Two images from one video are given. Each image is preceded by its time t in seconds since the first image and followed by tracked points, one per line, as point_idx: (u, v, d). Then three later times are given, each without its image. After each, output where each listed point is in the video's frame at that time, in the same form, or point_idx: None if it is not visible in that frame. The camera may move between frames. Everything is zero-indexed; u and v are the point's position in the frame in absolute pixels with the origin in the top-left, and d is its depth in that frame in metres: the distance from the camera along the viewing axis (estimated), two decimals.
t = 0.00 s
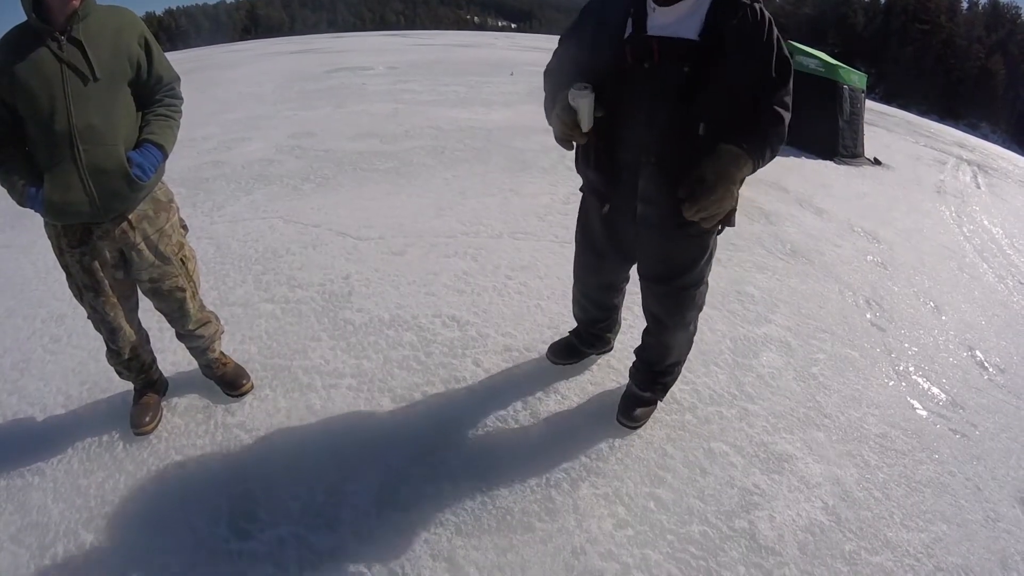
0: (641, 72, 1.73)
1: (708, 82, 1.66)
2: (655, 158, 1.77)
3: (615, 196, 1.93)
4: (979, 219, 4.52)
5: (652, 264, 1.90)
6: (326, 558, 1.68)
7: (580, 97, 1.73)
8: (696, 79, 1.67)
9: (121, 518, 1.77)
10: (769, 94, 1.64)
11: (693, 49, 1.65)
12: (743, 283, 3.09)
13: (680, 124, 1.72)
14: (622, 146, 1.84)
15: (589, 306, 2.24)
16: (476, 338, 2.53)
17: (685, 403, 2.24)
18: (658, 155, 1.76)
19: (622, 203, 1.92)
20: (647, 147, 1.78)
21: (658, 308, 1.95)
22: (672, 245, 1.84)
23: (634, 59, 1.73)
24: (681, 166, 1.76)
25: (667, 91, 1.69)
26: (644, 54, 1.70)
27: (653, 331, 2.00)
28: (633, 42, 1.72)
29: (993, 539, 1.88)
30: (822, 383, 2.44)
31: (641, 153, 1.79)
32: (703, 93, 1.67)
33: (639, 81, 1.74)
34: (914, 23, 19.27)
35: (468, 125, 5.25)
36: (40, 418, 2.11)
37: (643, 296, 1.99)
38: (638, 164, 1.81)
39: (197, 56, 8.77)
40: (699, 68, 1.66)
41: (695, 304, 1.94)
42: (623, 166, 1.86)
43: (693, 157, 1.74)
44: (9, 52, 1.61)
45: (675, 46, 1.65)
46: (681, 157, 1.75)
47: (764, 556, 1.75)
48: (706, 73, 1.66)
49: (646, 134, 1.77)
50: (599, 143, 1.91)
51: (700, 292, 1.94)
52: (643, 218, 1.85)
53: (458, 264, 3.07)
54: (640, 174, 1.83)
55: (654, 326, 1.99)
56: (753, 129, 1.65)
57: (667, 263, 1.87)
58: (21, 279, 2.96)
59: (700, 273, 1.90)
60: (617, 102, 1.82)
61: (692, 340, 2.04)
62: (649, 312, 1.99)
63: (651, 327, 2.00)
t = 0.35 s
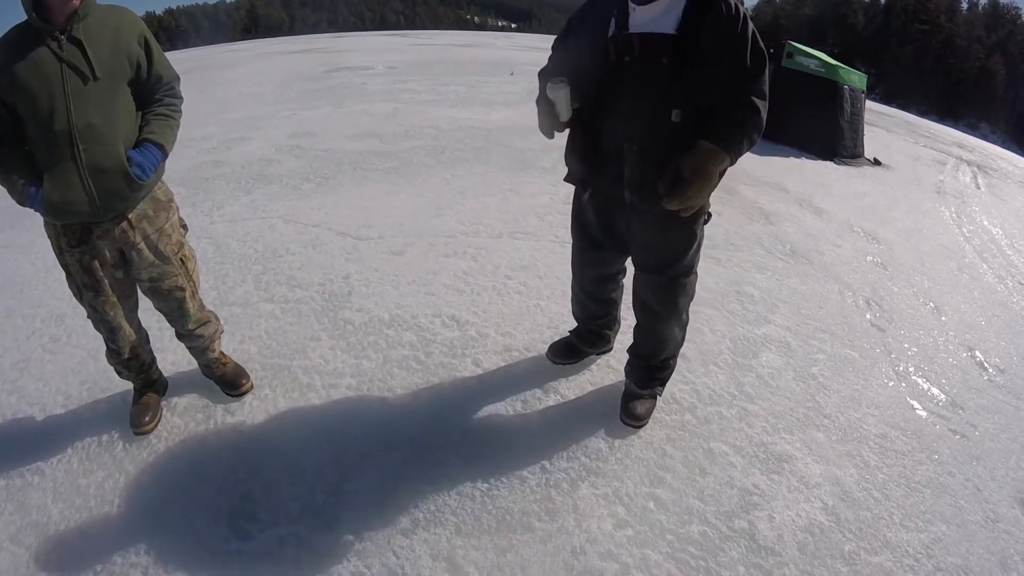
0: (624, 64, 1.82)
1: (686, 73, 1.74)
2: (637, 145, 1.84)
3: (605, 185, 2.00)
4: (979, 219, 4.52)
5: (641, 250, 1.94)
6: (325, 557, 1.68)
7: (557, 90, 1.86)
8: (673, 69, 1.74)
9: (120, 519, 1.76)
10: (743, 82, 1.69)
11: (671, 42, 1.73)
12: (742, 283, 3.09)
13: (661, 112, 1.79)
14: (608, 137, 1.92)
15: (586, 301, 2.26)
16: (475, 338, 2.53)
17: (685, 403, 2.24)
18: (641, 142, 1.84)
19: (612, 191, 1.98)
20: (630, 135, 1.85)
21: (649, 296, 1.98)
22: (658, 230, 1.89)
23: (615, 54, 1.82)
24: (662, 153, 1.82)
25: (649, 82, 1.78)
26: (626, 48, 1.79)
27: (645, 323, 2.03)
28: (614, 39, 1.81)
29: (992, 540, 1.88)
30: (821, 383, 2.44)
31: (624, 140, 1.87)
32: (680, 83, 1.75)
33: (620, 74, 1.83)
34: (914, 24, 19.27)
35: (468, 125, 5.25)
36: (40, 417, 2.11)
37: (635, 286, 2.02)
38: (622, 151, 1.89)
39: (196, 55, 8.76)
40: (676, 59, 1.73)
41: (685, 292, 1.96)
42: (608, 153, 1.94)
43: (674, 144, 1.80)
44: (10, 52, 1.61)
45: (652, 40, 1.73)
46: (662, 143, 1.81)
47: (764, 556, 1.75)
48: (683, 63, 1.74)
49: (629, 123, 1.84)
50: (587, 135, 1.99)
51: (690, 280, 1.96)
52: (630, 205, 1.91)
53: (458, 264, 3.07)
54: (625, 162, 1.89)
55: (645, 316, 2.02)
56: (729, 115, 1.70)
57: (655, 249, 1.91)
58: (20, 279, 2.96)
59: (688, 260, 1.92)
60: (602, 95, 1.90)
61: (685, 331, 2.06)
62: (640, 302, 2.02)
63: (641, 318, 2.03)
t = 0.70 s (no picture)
0: (624, 62, 1.83)
1: (684, 72, 1.75)
2: (634, 142, 1.85)
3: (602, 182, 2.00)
4: (979, 219, 4.52)
5: (636, 249, 1.95)
6: (325, 557, 1.68)
7: (554, 80, 1.89)
8: (672, 67, 1.76)
9: (120, 519, 1.76)
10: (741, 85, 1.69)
11: (671, 41, 1.74)
12: (742, 284, 3.09)
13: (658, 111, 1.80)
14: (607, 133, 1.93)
15: (585, 300, 2.26)
16: (476, 339, 2.53)
17: (685, 403, 2.24)
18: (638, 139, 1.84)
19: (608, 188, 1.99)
20: (627, 131, 1.86)
21: (644, 295, 1.98)
22: (653, 229, 1.89)
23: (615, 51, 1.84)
24: (659, 150, 1.82)
25: (647, 80, 1.79)
26: (626, 46, 1.80)
27: (642, 323, 2.03)
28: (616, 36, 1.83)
29: (993, 540, 1.88)
30: (822, 383, 2.44)
31: (621, 137, 1.88)
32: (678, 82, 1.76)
33: (620, 71, 1.84)
34: (914, 24, 19.27)
35: (468, 125, 5.25)
36: (40, 418, 2.11)
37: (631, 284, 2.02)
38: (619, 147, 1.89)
39: (197, 56, 8.77)
40: (675, 58, 1.75)
41: (680, 293, 1.96)
42: (606, 149, 1.95)
43: (671, 142, 1.81)
44: (10, 52, 1.61)
45: (653, 38, 1.75)
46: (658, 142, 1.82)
47: (764, 557, 1.75)
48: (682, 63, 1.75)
49: (627, 120, 1.85)
50: (587, 131, 2.00)
51: (685, 280, 1.96)
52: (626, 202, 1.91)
53: (458, 265, 3.07)
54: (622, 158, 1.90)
55: (639, 316, 2.02)
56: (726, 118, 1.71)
57: (650, 247, 1.92)
58: (21, 279, 2.96)
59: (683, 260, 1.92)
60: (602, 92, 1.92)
61: (682, 332, 2.07)
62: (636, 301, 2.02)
63: (637, 318, 2.03)
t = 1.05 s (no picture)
0: (632, 70, 1.84)
1: (694, 77, 1.78)
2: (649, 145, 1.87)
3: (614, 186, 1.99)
4: (978, 219, 4.52)
5: (652, 247, 1.98)
6: (325, 557, 1.68)
7: (586, 92, 1.80)
8: (682, 71, 1.78)
9: (120, 519, 1.76)
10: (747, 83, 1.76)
11: (679, 48, 1.77)
12: (742, 284, 3.09)
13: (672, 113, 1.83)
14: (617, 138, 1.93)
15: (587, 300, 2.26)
16: (475, 339, 2.53)
17: (685, 403, 2.24)
18: (651, 145, 1.87)
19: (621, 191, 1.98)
20: (640, 138, 1.88)
21: (660, 290, 2.01)
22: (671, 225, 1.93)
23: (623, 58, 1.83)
24: (673, 151, 1.86)
25: (656, 87, 1.82)
26: (633, 54, 1.81)
27: (656, 318, 2.05)
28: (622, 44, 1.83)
29: (993, 539, 1.88)
30: (821, 383, 2.44)
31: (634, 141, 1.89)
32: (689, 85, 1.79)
33: (629, 78, 1.84)
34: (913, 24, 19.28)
35: (468, 126, 5.25)
36: (40, 418, 2.11)
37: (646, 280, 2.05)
38: (632, 154, 1.91)
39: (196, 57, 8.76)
40: (683, 63, 1.78)
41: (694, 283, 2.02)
42: (617, 156, 1.94)
43: (684, 145, 1.85)
44: (10, 52, 1.61)
45: (662, 44, 1.77)
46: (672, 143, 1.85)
47: (764, 556, 1.75)
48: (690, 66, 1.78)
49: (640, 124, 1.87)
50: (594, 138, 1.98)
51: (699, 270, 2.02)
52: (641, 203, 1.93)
53: (457, 265, 3.07)
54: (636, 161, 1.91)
55: (655, 312, 2.04)
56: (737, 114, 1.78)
57: (668, 243, 1.95)
58: (20, 280, 2.96)
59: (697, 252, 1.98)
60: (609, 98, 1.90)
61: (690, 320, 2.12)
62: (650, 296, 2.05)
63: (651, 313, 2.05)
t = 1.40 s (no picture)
0: (665, 77, 1.86)
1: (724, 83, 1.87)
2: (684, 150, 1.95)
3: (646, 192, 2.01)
4: (978, 219, 4.52)
5: (687, 237, 2.13)
6: (327, 556, 1.68)
7: (632, 97, 1.76)
8: (712, 78, 1.87)
9: (120, 520, 1.76)
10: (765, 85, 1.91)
11: (708, 56, 1.85)
12: (741, 283, 3.09)
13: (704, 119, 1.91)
14: (649, 146, 1.95)
15: (596, 300, 2.26)
16: (475, 339, 2.53)
17: (684, 403, 2.25)
18: (685, 147, 1.94)
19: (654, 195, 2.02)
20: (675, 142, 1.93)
21: (695, 273, 2.19)
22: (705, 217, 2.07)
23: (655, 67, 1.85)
24: (706, 153, 1.95)
25: (690, 94, 1.88)
26: (666, 63, 1.84)
27: (690, 294, 2.26)
28: (652, 52, 1.84)
29: (992, 538, 1.88)
30: (821, 382, 2.44)
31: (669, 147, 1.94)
32: (720, 91, 1.88)
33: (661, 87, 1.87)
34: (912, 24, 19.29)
35: (467, 126, 5.25)
36: (40, 418, 2.11)
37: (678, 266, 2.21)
38: (666, 157, 1.95)
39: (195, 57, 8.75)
40: (712, 71, 1.86)
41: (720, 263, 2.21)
42: (650, 159, 1.97)
43: (715, 147, 1.95)
44: (8, 52, 1.61)
45: (692, 52, 1.83)
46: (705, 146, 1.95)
47: (764, 556, 1.75)
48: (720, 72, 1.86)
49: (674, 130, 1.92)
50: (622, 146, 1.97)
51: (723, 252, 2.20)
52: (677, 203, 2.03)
53: (457, 266, 3.07)
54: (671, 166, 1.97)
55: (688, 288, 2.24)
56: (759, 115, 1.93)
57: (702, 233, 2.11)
58: (20, 281, 2.96)
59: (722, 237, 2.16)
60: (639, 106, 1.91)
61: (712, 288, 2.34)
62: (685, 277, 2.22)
63: (687, 291, 2.25)
